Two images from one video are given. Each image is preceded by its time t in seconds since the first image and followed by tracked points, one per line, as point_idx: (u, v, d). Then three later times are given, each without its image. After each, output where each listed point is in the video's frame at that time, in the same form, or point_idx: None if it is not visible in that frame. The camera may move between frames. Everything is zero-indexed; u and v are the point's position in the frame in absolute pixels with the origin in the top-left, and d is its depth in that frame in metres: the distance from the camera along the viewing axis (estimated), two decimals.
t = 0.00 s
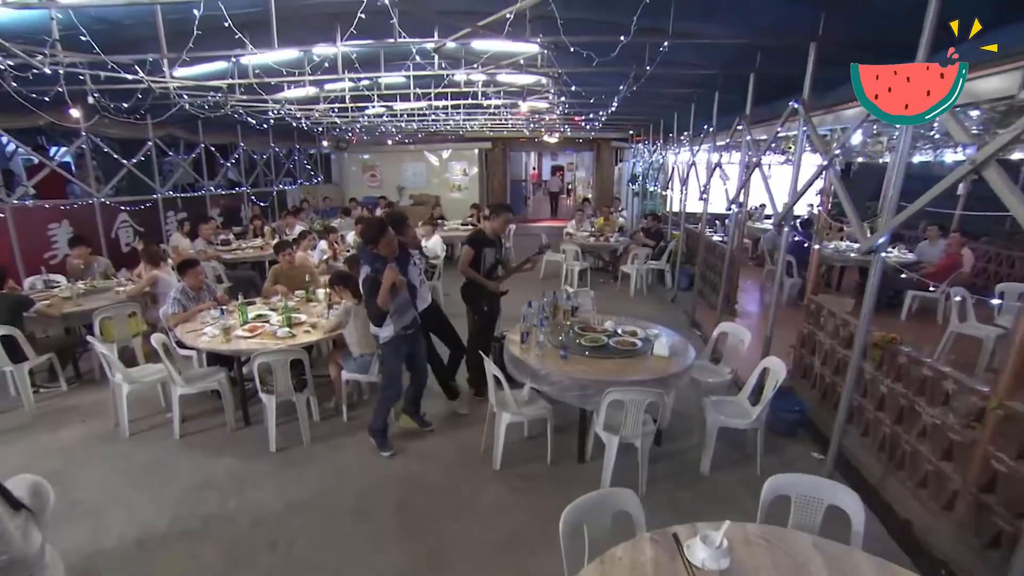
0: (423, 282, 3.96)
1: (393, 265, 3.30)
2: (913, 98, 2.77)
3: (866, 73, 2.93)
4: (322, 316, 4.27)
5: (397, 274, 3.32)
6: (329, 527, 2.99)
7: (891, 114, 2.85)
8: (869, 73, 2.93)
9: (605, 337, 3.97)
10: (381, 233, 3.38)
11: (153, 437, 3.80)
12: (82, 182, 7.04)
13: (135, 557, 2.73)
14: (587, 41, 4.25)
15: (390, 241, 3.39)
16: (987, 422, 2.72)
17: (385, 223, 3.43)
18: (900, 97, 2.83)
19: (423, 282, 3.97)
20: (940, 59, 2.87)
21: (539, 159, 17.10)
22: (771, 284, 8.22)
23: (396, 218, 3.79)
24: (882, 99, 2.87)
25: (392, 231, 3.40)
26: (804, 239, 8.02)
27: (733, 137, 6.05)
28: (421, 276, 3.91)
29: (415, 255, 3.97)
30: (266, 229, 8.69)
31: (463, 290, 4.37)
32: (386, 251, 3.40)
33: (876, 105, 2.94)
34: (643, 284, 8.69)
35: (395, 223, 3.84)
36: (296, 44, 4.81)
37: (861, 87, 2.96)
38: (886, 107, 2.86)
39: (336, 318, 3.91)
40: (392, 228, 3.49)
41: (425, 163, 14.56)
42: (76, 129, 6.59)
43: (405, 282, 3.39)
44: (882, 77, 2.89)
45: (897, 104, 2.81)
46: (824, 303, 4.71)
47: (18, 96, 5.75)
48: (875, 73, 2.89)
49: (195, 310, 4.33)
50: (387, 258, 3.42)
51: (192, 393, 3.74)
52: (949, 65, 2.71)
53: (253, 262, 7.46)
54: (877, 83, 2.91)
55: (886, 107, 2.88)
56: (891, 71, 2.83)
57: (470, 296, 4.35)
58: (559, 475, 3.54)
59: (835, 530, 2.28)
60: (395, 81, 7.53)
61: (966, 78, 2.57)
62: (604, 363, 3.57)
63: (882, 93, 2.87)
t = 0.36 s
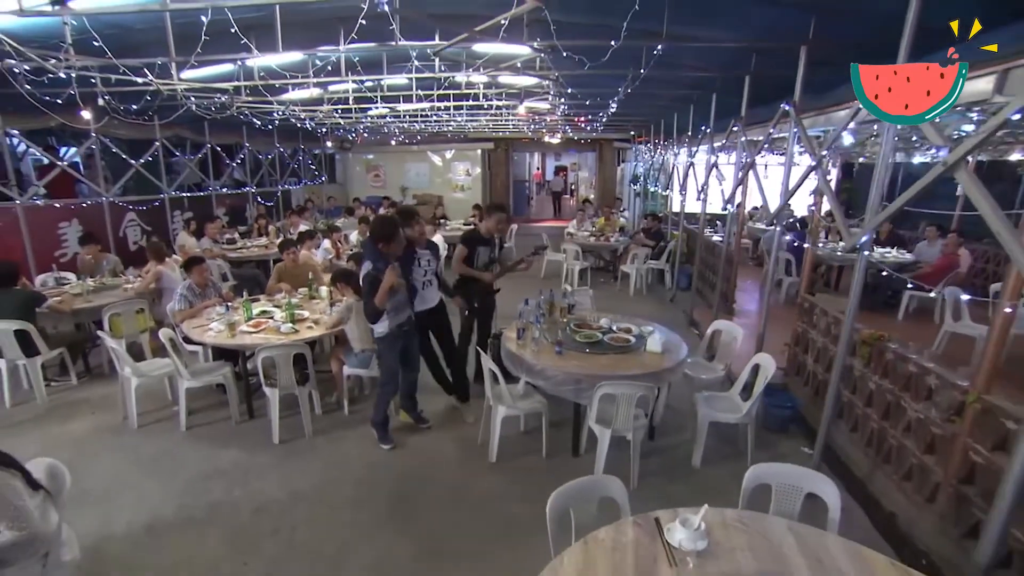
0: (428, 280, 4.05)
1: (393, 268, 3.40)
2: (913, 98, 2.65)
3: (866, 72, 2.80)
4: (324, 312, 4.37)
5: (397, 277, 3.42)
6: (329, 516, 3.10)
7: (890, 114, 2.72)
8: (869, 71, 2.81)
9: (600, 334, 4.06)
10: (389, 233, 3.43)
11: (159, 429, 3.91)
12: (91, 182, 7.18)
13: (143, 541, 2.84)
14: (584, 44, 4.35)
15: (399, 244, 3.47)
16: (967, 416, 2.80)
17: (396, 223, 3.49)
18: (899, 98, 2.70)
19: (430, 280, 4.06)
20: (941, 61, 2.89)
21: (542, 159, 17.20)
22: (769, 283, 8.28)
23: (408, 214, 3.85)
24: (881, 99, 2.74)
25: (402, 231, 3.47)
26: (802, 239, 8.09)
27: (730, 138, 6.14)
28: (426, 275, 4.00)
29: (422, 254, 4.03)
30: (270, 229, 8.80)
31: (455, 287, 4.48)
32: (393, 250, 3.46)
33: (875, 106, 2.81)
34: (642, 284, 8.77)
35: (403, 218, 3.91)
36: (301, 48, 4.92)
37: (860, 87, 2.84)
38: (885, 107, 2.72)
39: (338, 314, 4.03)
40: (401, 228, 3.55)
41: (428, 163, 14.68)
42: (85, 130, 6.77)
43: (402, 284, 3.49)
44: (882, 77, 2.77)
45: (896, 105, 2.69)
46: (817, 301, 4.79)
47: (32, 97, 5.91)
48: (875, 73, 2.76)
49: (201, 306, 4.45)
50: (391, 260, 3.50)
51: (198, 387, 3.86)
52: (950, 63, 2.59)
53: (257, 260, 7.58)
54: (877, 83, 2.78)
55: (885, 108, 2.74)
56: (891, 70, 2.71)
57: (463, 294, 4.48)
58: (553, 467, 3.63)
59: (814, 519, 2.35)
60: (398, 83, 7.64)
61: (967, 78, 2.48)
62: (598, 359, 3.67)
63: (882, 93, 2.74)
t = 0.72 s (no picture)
0: (430, 280, 3.91)
1: (370, 267, 3.33)
2: (913, 98, 2.68)
3: (866, 72, 2.86)
4: (327, 309, 4.48)
5: (373, 276, 3.32)
6: (331, 503, 3.21)
7: (891, 114, 2.76)
8: (869, 72, 2.87)
9: (595, 330, 4.16)
10: (369, 233, 3.38)
11: (168, 421, 4.04)
12: (101, 181, 7.33)
13: (153, 526, 2.97)
14: (581, 47, 4.46)
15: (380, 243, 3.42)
16: (948, 409, 2.89)
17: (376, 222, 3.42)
18: (899, 97, 2.74)
19: (431, 280, 3.92)
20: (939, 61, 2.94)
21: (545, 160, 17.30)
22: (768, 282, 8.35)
23: (410, 214, 3.75)
24: (882, 98, 2.79)
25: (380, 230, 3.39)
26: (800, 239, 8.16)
27: (726, 139, 6.23)
28: (424, 276, 3.88)
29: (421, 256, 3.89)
30: (275, 228, 8.92)
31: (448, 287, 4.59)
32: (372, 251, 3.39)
33: (875, 106, 2.86)
34: (643, 283, 8.86)
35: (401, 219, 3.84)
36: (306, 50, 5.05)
37: (860, 87, 2.89)
38: (885, 108, 2.77)
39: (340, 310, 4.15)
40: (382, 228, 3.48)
41: (431, 163, 14.81)
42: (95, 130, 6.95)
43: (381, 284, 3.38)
44: (882, 77, 2.82)
45: (897, 104, 2.72)
46: (810, 299, 4.87)
47: (45, 99, 6.08)
48: (875, 73, 2.81)
49: (207, 302, 4.58)
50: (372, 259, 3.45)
51: (205, 380, 3.99)
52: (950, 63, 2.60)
53: (262, 258, 7.71)
54: (877, 83, 2.83)
55: (886, 108, 2.78)
56: (891, 71, 2.76)
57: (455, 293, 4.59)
58: (548, 459, 3.72)
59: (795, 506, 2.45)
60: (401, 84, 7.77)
61: (967, 78, 2.47)
62: (593, 354, 3.77)
63: (882, 93, 2.79)
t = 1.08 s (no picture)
0: (430, 273, 3.92)
1: (361, 266, 3.41)
2: (913, 98, 2.67)
3: (867, 73, 2.90)
4: (329, 305, 4.59)
5: (367, 273, 3.41)
6: (331, 492, 3.32)
7: (891, 113, 2.77)
8: (870, 73, 2.90)
9: (590, 326, 4.26)
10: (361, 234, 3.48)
11: (174, 413, 4.17)
12: (109, 181, 7.47)
13: (161, 511, 3.09)
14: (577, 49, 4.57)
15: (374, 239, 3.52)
16: (928, 402, 2.98)
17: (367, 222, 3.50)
18: (899, 97, 2.75)
19: (431, 274, 3.93)
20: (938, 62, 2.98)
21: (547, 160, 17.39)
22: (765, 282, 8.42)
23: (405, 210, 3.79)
24: (881, 98, 2.80)
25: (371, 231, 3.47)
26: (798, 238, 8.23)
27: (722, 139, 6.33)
28: (424, 271, 3.88)
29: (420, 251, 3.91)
30: (279, 228, 9.04)
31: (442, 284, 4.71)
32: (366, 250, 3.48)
33: (876, 106, 2.86)
34: (642, 282, 8.94)
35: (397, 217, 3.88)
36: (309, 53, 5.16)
37: (861, 88, 2.92)
38: (886, 107, 2.78)
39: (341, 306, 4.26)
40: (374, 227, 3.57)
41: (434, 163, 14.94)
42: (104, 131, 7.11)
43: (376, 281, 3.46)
44: (882, 77, 2.84)
45: (897, 104, 2.72)
46: (803, 296, 4.95)
47: (56, 100, 6.24)
48: (875, 73, 2.84)
49: (213, 298, 4.70)
50: (366, 256, 3.55)
51: (211, 373, 4.11)
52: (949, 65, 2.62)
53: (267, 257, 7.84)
54: (877, 83, 2.85)
55: (886, 107, 2.79)
56: (891, 71, 2.78)
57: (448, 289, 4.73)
58: (543, 451, 3.82)
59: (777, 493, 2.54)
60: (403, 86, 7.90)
61: (967, 78, 2.45)
62: (587, 348, 3.88)
63: (882, 93, 2.80)
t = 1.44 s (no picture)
0: (417, 288, 3.75)
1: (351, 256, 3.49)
2: (914, 98, 2.47)
3: (867, 72, 2.70)
4: (330, 301, 4.70)
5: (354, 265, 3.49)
6: (331, 482, 3.42)
7: (891, 115, 2.56)
8: (870, 73, 2.71)
9: (584, 323, 4.36)
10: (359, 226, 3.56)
11: (179, 407, 4.28)
12: (114, 181, 7.59)
13: (166, 500, 3.19)
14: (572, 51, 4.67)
15: (367, 231, 3.54)
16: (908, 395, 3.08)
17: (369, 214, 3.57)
18: (899, 97, 2.54)
19: (418, 288, 3.76)
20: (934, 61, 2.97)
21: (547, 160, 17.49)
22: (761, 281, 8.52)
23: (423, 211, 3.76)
24: (881, 99, 2.61)
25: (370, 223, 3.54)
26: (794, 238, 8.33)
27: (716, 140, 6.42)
28: (410, 282, 3.73)
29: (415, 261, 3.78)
30: (281, 227, 9.16)
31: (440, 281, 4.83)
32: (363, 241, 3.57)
33: (876, 106, 2.67)
34: (639, 281, 9.05)
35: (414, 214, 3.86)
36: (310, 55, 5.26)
37: (861, 88, 2.73)
38: (885, 108, 2.58)
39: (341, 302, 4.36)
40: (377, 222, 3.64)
41: (435, 163, 15.04)
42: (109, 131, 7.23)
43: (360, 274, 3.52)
44: (882, 77, 2.64)
45: (896, 104, 2.52)
46: (794, 294, 5.05)
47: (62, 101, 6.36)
48: (875, 73, 2.65)
49: (216, 295, 4.81)
50: (360, 249, 3.60)
51: (214, 368, 4.22)
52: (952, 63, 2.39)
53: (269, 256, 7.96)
54: (877, 83, 2.66)
55: (886, 108, 2.59)
56: (891, 70, 2.58)
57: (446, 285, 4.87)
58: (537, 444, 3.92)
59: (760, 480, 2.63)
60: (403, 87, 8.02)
61: (967, 79, 2.27)
62: (580, 344, 3.98)
63: (881, 93, 2.61)
